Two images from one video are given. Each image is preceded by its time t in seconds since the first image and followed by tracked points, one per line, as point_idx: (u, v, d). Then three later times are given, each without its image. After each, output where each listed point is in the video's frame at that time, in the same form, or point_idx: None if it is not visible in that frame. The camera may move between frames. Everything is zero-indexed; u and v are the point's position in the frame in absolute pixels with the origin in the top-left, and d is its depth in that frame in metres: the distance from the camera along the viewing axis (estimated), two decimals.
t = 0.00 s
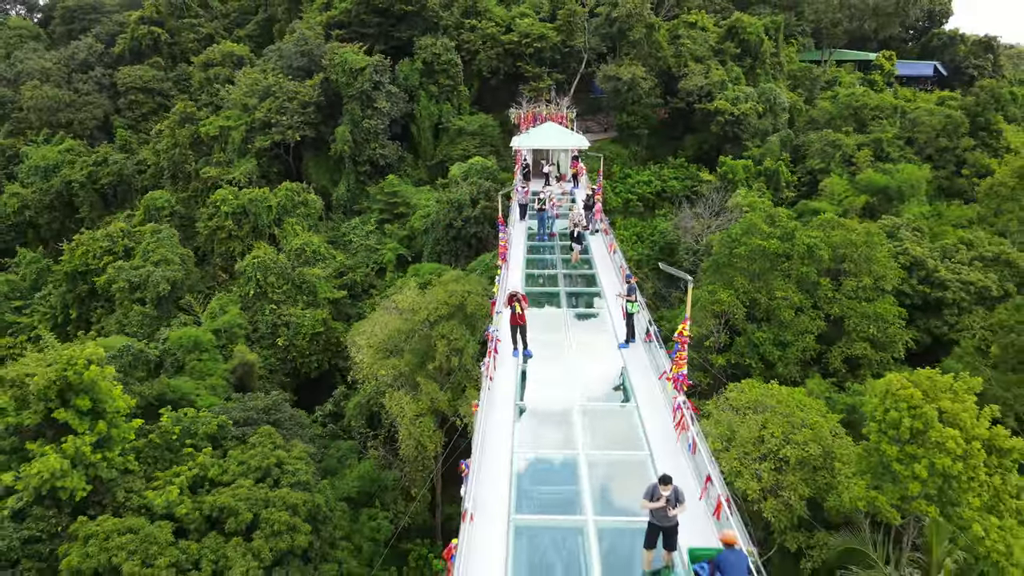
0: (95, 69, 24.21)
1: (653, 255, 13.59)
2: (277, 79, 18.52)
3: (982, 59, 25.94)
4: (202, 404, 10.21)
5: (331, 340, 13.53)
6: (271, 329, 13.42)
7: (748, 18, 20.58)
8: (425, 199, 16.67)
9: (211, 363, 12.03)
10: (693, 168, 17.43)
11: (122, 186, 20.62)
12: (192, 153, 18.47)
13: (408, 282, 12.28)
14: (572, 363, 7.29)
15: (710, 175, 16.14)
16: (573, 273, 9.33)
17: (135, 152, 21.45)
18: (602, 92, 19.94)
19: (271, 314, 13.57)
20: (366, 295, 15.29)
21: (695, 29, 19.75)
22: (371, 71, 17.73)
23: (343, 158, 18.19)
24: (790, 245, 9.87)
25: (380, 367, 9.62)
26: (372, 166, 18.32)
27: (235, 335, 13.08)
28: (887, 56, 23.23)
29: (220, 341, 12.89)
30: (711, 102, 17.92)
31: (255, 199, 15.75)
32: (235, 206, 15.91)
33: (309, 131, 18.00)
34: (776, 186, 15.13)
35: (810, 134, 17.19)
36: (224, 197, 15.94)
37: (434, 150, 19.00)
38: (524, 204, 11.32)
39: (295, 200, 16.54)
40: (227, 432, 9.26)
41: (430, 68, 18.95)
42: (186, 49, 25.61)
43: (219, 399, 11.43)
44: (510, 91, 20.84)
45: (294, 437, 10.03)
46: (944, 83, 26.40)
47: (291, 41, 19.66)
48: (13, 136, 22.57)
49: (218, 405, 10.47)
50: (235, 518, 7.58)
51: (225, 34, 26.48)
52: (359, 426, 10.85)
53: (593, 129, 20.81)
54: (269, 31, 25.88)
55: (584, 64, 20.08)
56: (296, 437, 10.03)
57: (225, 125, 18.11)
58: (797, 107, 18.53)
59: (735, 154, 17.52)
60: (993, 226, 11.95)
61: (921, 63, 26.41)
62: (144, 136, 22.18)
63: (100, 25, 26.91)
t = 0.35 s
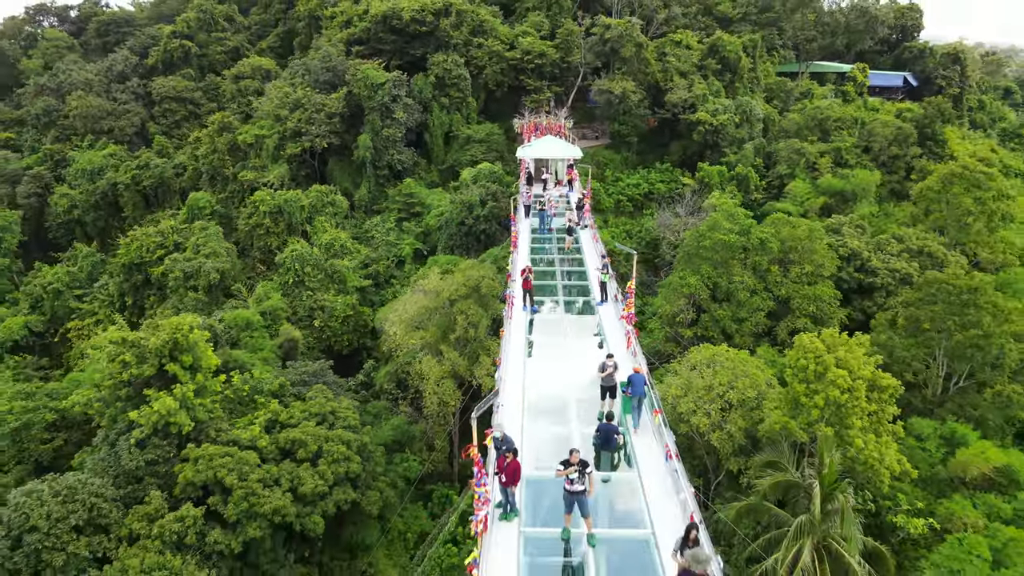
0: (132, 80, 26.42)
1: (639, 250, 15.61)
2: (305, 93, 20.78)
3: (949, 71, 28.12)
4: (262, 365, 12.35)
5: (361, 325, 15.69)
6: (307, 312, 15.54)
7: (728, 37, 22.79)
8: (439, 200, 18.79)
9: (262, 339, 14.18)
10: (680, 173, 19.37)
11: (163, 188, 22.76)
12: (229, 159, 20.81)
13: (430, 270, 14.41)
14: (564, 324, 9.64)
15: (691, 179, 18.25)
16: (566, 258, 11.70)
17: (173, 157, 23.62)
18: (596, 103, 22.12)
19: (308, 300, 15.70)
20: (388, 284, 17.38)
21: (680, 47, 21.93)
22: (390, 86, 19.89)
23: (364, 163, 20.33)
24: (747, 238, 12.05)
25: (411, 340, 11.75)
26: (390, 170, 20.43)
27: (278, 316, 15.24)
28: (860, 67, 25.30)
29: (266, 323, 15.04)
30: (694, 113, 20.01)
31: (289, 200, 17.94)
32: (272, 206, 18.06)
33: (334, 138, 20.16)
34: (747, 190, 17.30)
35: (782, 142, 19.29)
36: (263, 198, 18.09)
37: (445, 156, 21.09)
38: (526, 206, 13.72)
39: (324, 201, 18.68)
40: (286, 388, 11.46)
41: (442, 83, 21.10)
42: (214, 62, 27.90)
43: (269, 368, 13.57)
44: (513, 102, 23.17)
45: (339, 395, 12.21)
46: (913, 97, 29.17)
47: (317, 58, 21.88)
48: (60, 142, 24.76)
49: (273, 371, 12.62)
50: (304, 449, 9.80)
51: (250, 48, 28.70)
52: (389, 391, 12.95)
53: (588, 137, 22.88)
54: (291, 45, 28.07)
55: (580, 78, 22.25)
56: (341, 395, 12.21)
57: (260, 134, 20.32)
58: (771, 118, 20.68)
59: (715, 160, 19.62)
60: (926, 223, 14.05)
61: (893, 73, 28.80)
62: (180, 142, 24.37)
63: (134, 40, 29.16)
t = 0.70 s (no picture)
0: (166, 91, 28.78)
1: (628, 245, 17.80)
2: (329, 105, 23.11)
3: (919, 83, 30.38)
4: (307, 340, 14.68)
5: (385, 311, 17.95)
6: (338, 299, 17.82)
7: (712, 54, 25.11)
8: (450, 202, 21.06)
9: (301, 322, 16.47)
10: (667, 177, 21.53)
11: (198, 190, 25.00)
12: (261, 164, 23.12)
13: (446, 262, 16.66)
14: (557, 308, 12.09)
15: (674, 183, 20.52)
16: (562, 252, 14.14)
17: (206, 162, 25.93)
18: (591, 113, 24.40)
19: (338, 289, 17.95)
20: (406, 275, 19.63)
21: (668, 63, 24.26)
22: (406, 99, 22.19)
23: (383, 169, 22.59)
24: (714, 235, 14.39)
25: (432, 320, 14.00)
26: (406, 174, 22.69)
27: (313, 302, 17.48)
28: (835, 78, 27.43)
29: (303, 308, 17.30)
30: (679, 123, 22.24)
31: (318, 201, 20.24)
32: (302, 207, 20.33)
33: (356, 146, 22.46)
34: (723, 193, 19.56)
35: (757, 150, 21.51)
36: (294, 199, 20.37)
37: (455, 161, 23.33)
38: (529, 207, 16.12)
39: (349, 202, 20.97)
40: (330, 358, 13.83)
41: (452, 95, 23.38)
42: (240, 73, 30.23)
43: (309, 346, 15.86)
44: (516, 112, 25.47)
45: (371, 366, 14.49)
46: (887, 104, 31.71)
47: (341, 74, 24.35)
48: (102, 148, 27.08)
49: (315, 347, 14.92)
50: (350, 403, 12.17)
51: (272, 61, 31.02)
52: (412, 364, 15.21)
53: (583, 144, 25.09)
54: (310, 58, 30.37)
55: (577, 91, 24.53)
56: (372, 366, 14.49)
57: (289, 142, 22.62)
58: (749, 128, 22.96)
59: (697, 166, 21.82)
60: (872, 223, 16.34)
61: (866, 84, 31.05)
62: (211, 148, 26.69)
63: (166, 54, 31.54)
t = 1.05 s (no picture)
0: (195, 101, 31.19)
1: (619, 242, 20.10)
2: (349, 116, 25.49)
3: (891, 94, 32.79)
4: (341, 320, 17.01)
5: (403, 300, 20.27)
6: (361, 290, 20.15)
7: (696, 70, 27.51)
8: (459, 203, 23.39)
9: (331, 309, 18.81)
10: (655, 181, 23.82)
11: (228, 192, 27.37)
12: (287, 170, 25.50)
13: (458, 257, 19.00)
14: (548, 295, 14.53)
15: (661, 187, 22.87)
16: (558, 248, 16.57)
17: (234, 166, 28.31)
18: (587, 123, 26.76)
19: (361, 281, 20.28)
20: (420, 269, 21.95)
21: (656, 77, 26.62)
22: (419, 110, 24.54)
23: (398, 173, 24.94)
24: (690, 233, 16.72)
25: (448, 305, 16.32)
26: (419, 178, 25.02)
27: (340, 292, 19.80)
28: (813, 89, 29.76)
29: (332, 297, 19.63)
30: (666, 133, 24.58)
31: (341, 203, 22.59)
32: (327, 208, 22.68)
33: (373, 153, 24.84)
34: (702, 196, 21.92)
35: (736, 158, 23.85)
36: (320, 201, 22.71)
37: (463, 166, 25.66)
38: (530, 209, 18.52)
39: (368, 204, 23.32)
40: (360, 338, 16.17)
41: (460, 106, 25.73)
42: (262, 84, 32.65)
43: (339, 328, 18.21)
44: (518, 121, 27.84)
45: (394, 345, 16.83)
46: (863, 116, 34.05)
47: (360, 87, 26.83)
48: (138, 153, 29.48)
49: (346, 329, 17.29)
50: (380, 374, 14.53)
51: (291, 72, 33.46)
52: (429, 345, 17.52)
53: (579, 150, 27.45)
54: (327, 70, 32.79)
55: (573, 102, 26.90)
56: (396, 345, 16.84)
57: (313, 149, 24.99)
58: (729, 137, 25.34)
59: (682, 171, 24.13)
60: (830, 223, 18.71)
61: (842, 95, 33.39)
62: (238, 154, 29.09)
63: (192, 65, 33.96)
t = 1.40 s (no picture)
0: (219, 110, 33.64)
1: (610, 240, 22.47)
2: (365, 126, 27.93)
3: (866, 104, 35.26)
4: (365, 308, 19.45)
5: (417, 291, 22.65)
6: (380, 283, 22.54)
7: (683, 83, 29.99)
8: (466, 205, 25.80)
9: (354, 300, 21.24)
10: (644, 185, 26.23)
11: (253, 195, 29.78)
12: (310, 176, 28.00)
13: (467, 253, 21.41)
14: (547, 285, 17.01)
15: (649, 191, 25.28)
16: (555, 245, 19.01)
17: (257, 171, 30.74)
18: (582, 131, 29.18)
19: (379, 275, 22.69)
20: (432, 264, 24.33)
21: (646, 90, 29.08)
22: (429, 121, 26.98)
23: (410, 178, 27.34)
24: (670, 233, 19.11)
25: (459, 295, 18.70)
26: (429, 183, 27.42)
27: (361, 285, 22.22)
28: (793, 99, 32.18)
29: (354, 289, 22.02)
30: (654, 141, 26.99)
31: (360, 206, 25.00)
32: (346, 209, 25.07)
33: (388, 160, 27.27)
34: (685, 200, 24.36)
35: (718, 164, 26.30)
36: (340, 203, 25.12)
37: (468, 171, 28.07)
38: (530, 213, 20.99)
39: (383, 206, 25.72)
40: (383, 324, 18.58)
41: (467, 117, 28.14)
42: (281, 95, 35.15)
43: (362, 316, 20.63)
44: (520, 130, 30.28)
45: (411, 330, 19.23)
46: (841, 123, 36.42)
47: (375, 99, 29.31)
48: (168, 159, 31.95)
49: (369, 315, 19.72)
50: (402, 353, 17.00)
51: (308, 83, 35.94)
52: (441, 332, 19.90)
53: (575, 157, 29.88)
54: (341, 81, 35.27)
55: (570, 112, 29.33)
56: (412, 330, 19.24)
57: (333, 157, 27.43)
58: (712, 145, 27.80)
59: (669, 176, 26.52)
60: (796, 224, 21.15)
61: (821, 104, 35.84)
62: (261, 160, 31.52)
63: (215, 76, 36.45)
